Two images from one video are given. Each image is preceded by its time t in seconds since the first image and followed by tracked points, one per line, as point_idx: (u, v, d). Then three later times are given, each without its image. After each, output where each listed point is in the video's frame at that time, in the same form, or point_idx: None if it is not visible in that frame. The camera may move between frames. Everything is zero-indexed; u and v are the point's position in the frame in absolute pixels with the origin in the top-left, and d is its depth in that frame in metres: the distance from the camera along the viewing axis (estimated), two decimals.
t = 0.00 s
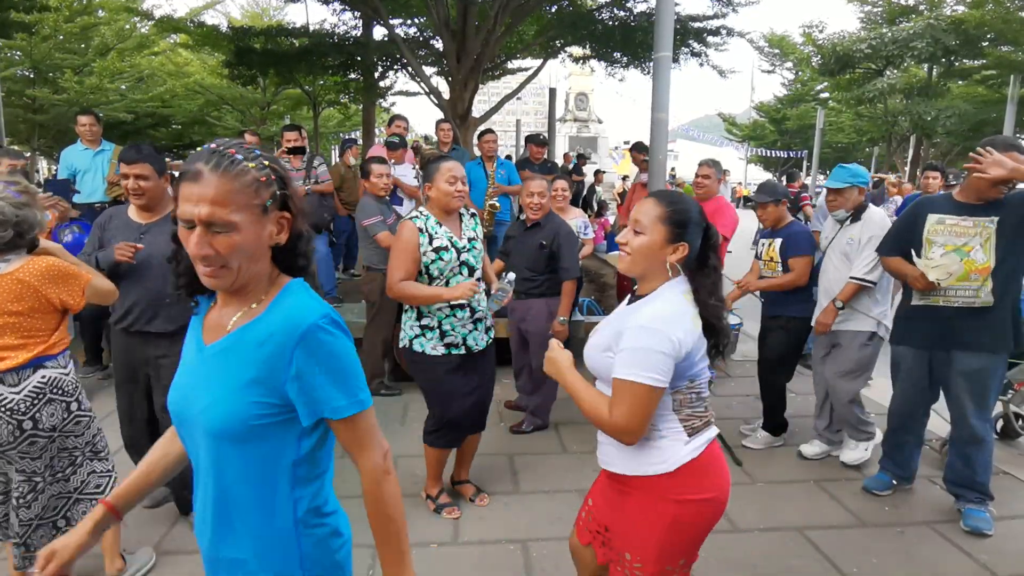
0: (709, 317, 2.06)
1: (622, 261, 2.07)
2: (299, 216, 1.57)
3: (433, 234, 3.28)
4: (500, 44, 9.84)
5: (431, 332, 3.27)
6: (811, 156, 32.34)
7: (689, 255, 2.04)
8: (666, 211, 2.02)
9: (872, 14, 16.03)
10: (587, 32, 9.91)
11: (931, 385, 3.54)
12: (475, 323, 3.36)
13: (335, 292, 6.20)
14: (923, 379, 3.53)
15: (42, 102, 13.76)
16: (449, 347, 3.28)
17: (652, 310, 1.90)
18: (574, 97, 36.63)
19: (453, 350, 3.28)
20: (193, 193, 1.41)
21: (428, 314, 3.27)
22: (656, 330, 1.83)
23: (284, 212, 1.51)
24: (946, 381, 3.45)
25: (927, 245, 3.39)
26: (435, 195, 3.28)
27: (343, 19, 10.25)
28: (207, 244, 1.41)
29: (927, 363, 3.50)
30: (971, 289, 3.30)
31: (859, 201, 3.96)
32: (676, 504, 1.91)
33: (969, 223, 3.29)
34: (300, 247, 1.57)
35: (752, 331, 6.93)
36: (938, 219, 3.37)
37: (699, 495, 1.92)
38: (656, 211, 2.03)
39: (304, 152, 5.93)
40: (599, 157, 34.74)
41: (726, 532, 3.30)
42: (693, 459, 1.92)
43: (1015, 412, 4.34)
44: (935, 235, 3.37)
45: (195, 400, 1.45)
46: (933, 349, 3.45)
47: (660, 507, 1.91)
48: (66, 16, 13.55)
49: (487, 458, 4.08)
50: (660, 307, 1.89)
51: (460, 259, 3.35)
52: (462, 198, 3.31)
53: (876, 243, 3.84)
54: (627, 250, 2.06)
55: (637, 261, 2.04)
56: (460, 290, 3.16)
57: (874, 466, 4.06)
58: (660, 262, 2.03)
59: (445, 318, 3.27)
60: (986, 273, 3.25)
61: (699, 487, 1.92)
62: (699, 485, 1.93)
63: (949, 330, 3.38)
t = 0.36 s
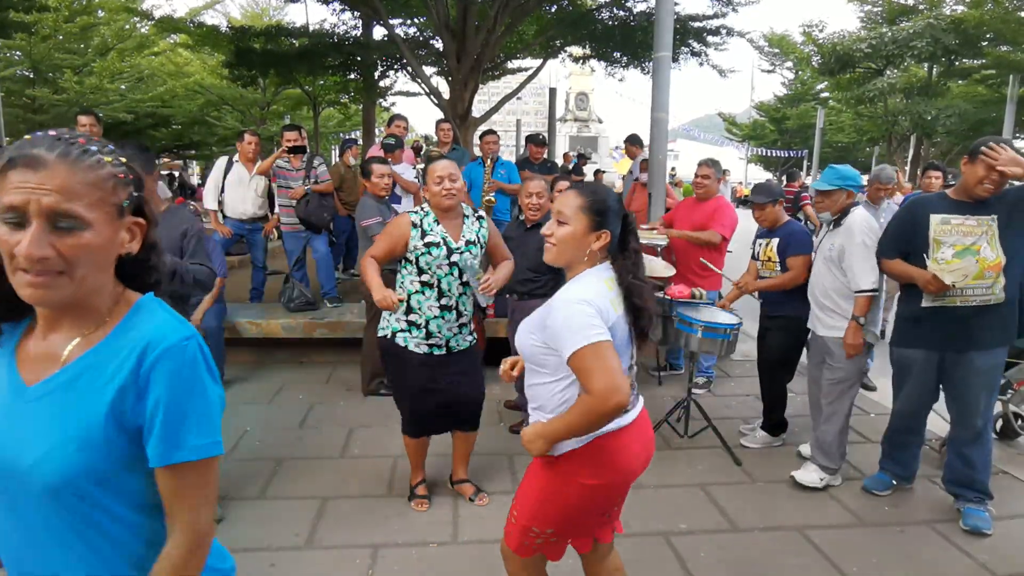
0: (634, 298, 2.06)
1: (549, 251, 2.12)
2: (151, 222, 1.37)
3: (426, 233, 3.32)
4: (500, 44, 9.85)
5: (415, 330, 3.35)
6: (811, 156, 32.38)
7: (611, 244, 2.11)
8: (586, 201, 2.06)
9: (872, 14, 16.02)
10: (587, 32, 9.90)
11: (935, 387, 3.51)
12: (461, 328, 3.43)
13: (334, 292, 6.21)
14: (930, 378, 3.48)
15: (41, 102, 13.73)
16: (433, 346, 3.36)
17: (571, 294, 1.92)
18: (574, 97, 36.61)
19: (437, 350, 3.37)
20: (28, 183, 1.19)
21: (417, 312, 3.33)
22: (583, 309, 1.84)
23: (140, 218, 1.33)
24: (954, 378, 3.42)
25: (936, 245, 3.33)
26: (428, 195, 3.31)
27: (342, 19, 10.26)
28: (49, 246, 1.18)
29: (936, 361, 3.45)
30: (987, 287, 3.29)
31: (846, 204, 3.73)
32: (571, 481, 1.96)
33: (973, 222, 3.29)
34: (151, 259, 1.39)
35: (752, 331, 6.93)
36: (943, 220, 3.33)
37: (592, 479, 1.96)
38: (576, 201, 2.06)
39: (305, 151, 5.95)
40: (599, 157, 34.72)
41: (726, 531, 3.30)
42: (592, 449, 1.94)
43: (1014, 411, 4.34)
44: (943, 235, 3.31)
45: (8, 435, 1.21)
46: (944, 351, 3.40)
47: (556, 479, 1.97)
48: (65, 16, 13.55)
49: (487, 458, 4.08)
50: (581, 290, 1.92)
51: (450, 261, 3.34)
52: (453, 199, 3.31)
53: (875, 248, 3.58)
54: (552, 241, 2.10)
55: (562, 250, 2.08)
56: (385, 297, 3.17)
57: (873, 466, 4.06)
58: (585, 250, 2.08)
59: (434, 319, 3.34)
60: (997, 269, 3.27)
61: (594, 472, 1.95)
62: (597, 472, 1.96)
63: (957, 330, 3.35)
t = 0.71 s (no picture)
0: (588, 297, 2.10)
1: (511, 259, 1.96)
2: None
3: (401, 232, 3.41)
4: (498, 46, 9.85)
5: (398, 325, 3.45)
6: (812, 153, 32.36)
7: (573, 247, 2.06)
8: (551, 204, 1.96)
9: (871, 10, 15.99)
10: (586, 32, 9.91)
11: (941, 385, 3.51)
12: (445, 322, 3.46)
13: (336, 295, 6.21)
14: (937, 374, 3.47)
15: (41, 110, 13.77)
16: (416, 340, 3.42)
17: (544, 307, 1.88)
18: (574, 97, 36.60)
19: (421, 345, 3.42)
20: None
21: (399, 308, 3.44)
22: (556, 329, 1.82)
23: None
24: (959, 371, 3.43)
25: (947, 242, 3.31)
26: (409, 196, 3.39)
27: (341, 23, 10.28)
28: None
29: (942, 354, 3.45)
30: (997, 283, 3.29)
31: (839, 206, 3.58)
32: (564, 473, 1.99)
33: (980, 219, 3.29)
34: None
35: (754, 330, 6.93)
36: (953, 216, 3.32)
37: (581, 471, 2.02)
38: (534, 205, 1.95)
39: (304, 156, 5.93)
40: (600, 157, 34.70)
41: (731, 530, 3.29)
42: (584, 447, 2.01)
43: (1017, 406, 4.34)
44: (954, 231, 3.30)
45: None
46: (953, 347, 3.40)
47: (550, 474, 1.98)
48: (64, 23, 13.58)
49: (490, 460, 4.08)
50: (553, 301, 1.89)
51: (424, 256, 3.41)
52: (437, 196, 3.35)
53: (875, 253, 3.45)
54: (517, 249, 1.95)
55: (531, 257, 1.94)
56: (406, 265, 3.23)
57: (878, 463, 4.05)
58: (553, 257, 1.98)
59: (414, 314, 3.42)
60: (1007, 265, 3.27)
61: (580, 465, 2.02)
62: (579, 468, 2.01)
63: (963, 327, 3.36)
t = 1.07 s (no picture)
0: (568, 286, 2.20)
1: (511, 256, 1.97)
2: None
3: (398, 231, 3.48)
4: (497, 46, 9.85)
5: (396, 321, 3.53)
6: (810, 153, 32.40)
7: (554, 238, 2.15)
8: (540, 198, 2.00)
9: (869, 10, 16.01)
10: (584, 32, 9.91)
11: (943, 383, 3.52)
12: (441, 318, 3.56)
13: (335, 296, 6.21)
14: (936, 374, 3.49)
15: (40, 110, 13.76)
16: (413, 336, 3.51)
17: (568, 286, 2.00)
18: (572, 97, 36.61)
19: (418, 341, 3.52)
20: None
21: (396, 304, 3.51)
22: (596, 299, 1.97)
23: None
24: (960, 372, 3.42)
25: (944, 242, 3.31)
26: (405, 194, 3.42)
27: (339, 23, 10.27)
28: None
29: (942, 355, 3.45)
30: (991, 290, 3.26)
31: (829, 208, 3.52)
32: (575, 451, 2.09)
33: (981, 221, 3.25)
34: None
35: (753, 329, 6.93)
36: (952, 217, 3.31)
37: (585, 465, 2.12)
38: (523, 200, 1.97)
39: (303, 157, 5.89)
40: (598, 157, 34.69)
41: (731, 530, 3.30)
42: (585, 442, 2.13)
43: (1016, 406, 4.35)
44: (951, 233, 3.29)
45: None
46: (953, 346, 3.40)
47: (563, 453, 2.07)
48: (63, 24, 13.55)
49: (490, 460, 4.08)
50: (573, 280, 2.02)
51: (421, 255, 3.47)
52: (430, 196, 3.41)
53: (863, 253, 3.41)
54: (515, 246, 1.96)
55: (532, 250, 1.97)
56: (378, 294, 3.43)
57: (877, 462, 4.06)
58: (550, 247, 2.02)
59: (411, 310, 3.51)
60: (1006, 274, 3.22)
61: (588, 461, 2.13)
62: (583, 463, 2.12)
63: (963, 326, 3.37)
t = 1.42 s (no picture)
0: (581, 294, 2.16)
1: (530, 265, 1.89)
2: None
3: (384, 227, 3.58)
4: (496, 44, 9.83)
5: (372, 310, 3.70)
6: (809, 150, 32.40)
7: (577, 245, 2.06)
8: (554, 201, 1.93)
9: (870, 6, 15.96)
10: (584, 30, 9.89)
11: (941, 380, 3.54)
12: (416, 314, 3.69)
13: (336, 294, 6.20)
14: (933, 373, 3.52)
15: (41, 109, 13.75)
16: (387, 326, 3.68)
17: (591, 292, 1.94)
18: (572, 95, 36.58)
19: (393, 333, 3.68)
20: None
21: (375, 296, 3.65)
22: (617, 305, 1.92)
23: None
24: (956, 373, 3.42)
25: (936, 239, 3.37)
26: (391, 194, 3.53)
27: (339, 21, 10.26)
28: None
29: (936, 354, 3.48)
30: (978, 290, 3.26)
31: (801, 207, 3.37)
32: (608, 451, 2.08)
33: (979, 219, 3.25)
34: None
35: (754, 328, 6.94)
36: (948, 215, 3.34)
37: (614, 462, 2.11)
38: (537, 205, 1.90)
39: (302, 156, 5.87)
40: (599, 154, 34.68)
41: (732, 529, 3.29)
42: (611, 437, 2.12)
43: (1018, 404, 4.34)
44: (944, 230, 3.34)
45: None
46: (944, 343, 3.43)
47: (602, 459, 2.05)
48: (63, 22, 13.53)
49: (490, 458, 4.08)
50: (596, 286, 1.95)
51: (405, 254, 3.59)
52: (416, 201, 3.51)
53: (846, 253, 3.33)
54: (534, 253, 1.88)
55: (551, 257, 1.89)
56: (373, 255, 3.44)
57: (878, 461, 4.06)
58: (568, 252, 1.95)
59: (388, 303, 3.64)
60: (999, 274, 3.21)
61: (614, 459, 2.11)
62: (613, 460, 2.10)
63: (958, 324, 3.36)
